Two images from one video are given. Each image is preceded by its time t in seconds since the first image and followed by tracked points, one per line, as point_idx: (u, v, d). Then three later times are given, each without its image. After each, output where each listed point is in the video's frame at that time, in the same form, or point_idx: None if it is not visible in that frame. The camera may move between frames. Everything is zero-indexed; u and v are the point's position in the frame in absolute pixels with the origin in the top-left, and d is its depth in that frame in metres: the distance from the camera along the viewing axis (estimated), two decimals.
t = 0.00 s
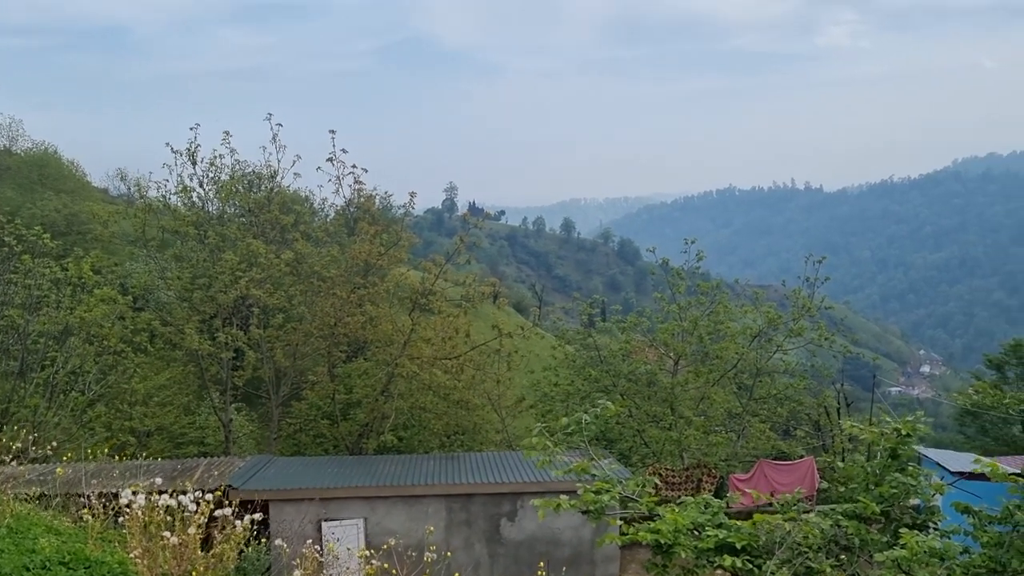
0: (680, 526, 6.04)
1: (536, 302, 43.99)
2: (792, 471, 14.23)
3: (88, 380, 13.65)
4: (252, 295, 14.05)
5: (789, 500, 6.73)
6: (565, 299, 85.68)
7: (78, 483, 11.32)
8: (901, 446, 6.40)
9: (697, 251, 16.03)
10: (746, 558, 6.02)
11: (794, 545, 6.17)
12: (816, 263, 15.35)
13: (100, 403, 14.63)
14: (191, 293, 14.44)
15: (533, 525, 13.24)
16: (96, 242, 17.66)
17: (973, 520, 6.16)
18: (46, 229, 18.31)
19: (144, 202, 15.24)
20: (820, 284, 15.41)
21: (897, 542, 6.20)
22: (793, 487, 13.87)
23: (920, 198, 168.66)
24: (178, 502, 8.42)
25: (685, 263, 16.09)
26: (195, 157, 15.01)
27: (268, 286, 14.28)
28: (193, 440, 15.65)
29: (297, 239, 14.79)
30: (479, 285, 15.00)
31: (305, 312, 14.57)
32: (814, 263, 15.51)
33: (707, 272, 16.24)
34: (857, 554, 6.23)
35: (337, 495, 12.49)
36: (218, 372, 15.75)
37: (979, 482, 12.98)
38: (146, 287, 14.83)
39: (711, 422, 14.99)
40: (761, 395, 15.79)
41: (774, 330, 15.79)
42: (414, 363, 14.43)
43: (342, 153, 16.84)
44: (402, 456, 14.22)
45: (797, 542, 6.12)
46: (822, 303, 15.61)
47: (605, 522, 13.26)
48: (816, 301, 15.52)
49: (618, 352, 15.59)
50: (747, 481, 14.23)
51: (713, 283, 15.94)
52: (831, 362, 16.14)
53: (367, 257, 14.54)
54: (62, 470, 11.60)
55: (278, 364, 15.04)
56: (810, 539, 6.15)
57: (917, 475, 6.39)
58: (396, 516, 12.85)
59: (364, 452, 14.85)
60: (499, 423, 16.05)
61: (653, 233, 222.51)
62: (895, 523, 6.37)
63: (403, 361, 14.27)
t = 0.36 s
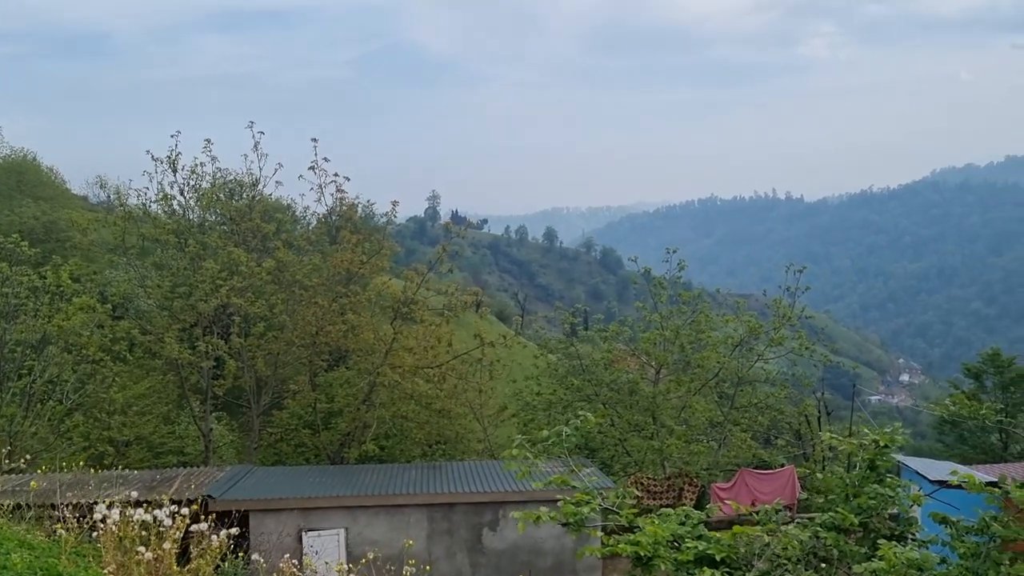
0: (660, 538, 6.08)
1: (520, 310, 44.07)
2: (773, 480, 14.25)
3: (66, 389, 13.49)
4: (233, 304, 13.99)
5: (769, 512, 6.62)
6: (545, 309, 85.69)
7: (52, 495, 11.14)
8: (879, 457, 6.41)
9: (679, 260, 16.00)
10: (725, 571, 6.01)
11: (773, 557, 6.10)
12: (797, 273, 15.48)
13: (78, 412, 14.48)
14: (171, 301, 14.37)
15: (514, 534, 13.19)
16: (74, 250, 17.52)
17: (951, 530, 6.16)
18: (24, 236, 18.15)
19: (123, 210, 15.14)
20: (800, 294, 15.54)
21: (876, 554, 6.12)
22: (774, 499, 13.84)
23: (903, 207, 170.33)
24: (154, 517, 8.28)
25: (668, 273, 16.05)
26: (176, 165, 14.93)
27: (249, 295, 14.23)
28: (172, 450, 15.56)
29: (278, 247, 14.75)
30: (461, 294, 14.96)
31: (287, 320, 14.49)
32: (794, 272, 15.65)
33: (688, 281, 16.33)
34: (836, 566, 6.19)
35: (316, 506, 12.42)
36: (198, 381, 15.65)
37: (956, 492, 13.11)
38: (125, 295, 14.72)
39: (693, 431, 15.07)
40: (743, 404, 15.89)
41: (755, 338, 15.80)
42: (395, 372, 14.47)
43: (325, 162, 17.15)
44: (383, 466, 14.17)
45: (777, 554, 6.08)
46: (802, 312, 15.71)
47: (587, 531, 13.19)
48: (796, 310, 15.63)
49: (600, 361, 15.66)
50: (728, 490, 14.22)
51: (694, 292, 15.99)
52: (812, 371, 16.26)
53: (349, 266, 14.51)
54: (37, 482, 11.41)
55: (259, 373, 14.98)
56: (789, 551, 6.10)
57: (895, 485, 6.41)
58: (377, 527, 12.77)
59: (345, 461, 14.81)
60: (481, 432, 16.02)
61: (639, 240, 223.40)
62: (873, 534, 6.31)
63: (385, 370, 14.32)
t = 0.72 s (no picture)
0: (640, 547, 6.07)
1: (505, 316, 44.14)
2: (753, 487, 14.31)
3: (43, 397, 13.31)
4: (213, 311, 13.90)
5: (749, 520, 6.63)
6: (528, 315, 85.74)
7: (27, 506, 10.96)
8: (858, 464, 6.43)
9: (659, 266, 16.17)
10: None
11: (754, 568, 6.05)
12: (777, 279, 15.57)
13: (55, 420, 14.30)
14: (150, 308, 14.26)
15: (496, 541, 13.14)
16: (52, 256, 17.35)
17: (929, 538, 6.19)
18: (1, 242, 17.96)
19: (102, 216, 15.00)
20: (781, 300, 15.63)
21: (855, 562, 6.13)
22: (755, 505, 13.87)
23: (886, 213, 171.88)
24: (130, 530, 8.15)
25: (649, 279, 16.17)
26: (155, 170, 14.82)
27: (229, 301, 14.16)
28: (151, 458, 15.44)
29: (258, 254, 14.67)
30: (442, 301, 15.03)
31: (267, 327, 14.40)
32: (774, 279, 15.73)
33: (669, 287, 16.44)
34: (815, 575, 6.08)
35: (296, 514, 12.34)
36: (177, 388, 15.54)
37: (933, 499, 13.18)
38: (103, 302, 14.59)
39: (674, 437, 15.12)
40: (723, 410, 15.93)
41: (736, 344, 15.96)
42: (376, 379, 14.44)
43: (306, 168, 16.94)
44: (364, 473, 14.10)
45: (756, 562, 6.03)
46: (783, 318, 15.82)
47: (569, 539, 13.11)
48: (776, 315, 15.73)
49: (582, 367, 15.72)
50: (709, 496, 14.27)
51: (675, 299, 16.11)
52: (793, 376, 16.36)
53: (330, 273, 14.46)
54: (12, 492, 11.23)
55: (239, 381, 14.90)
56: (769, 560, 6.06)
57: (874, 493, 6.38)
58: (358, 534, 12.70)
59: (326, 468, 14.77)
60: (462, 438, 16.01)
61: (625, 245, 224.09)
62: (851, 541, 6.32)
63: (366, 377, 14.27)
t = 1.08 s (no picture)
0: (620, 560, 5.90)
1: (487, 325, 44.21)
2: (736, 496, 14.31)
3: (19, 407, 13.14)
4: (193, 320, 13.81)
5: (729, 530, 6.56)
6: (511, 323, 85.84)
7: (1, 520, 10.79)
8: (838, 475, 6.46)
9: (640, 276, 16.38)
10: None
11: None
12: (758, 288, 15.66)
13: (32, 431, 14.12)
14: (129, 317, 14.13)
15: (479, 551, 13.05)
16: (29, 265, 17.21)
17: (908, 547, 6.20)
18: None
19: (81, 224, 14.89)
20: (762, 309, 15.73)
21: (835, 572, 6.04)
22: (736, 513, 13.94)
23: (870, 220, 173.42)
24: (105, 545, 8.01)
25: (630, 289, 16.32)
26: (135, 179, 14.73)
27: (210, 310, 14.07)
28: (130, 468, 15.30)
29: (239, 263, 14.62)
30: (424, 309, 15.03)
31: (248, 336, 14.32)
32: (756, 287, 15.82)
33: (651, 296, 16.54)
34: None
35: (276, 524, 12.25)
36: (157, 398, 15.42)
37: (912, 508, 13.27)
38: (81, 311, 14.47)
39: (656, 446, 15.16)
40: (705, 419, 16.08)
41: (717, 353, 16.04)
42: (358, 389, 14.39)
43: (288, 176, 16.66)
44: (346, 483, 14.02)
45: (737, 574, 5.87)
46: (764, 327, 15.90)
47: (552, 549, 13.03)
48: (757, 324, 15.83)
49: (564, 376, 15.77)
50: (691, 504, 14.21)
51: (657, 307, 16.16)
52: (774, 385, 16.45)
53: (311, 282, 14.41)
54: None
55: (220, 391, 14.83)
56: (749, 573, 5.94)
57: (853, 503, 6.43)
58: (339, 545, 12.60)
59: (307, 478, 14.72)
60: (445, 447, 15.98)
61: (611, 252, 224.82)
62: (831, 552, 6.25)
63: (348, 387, 14.27)
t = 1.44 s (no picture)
0: (601, 573, 5.77)
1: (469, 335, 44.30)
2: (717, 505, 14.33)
3: None
4: (171, 330, 13.70)
5: (707, 541, 6.62)
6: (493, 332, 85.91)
7: None
8: (816, 486, 6.48)
9: (620, 286, 16.54)
10: None
11: None
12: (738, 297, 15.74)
13: (6, 444, 13.94)
14: (106, 328, 13.99)
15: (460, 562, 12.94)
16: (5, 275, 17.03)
17: (885, 557, 6.27)
18: None
19: (57, 234, 14.75)
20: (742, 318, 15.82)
21: None
22: (716, 520, 13.98)
23: (852, 229, 175.14)
24: (76, 561, 7.86)
25: (612, 298, 16.38)
26: (112, 189, 14.62)
27: (188, 321, 13.97)
28: (107, 480, 15.14)
29: (218, 273, 14.54)
30: (405, 319, 14.99)
31: (227, 347, 14.22)
32: (736, 296, 15.91)
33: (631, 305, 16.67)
34: None
35: (254, 536, 12.13)
36: (134, 410, 15.28)
37: (890, 518, 13.41)
38: (57, 322, 14.32)
39: (637, 455, 15.19)
40: (685, 427, 16.22)
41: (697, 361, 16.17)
42: (339, 400, 14.29)
43: (267, 185, 16.57)
44: (326, 494, 13.90)
45: None
46: (743, 336, 16.02)
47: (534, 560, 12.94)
48: (737, 333, 15.94)
49: (545, 386, 15.78)
50: (671, 513, 14.20)
51: (638, 316, 16.24)
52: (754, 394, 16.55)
53: (291, 292, 14.34)
54: None
55: (198, 402, 14.73)
56: None
57: (832, 515, 6.42)
58: (318, 557, 12.48)
59: (287, 490, 14.62)
60: (426, 458, 15.88)
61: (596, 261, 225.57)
62: (809, 564, 6.26)
63: (328, 398, 14.16)
